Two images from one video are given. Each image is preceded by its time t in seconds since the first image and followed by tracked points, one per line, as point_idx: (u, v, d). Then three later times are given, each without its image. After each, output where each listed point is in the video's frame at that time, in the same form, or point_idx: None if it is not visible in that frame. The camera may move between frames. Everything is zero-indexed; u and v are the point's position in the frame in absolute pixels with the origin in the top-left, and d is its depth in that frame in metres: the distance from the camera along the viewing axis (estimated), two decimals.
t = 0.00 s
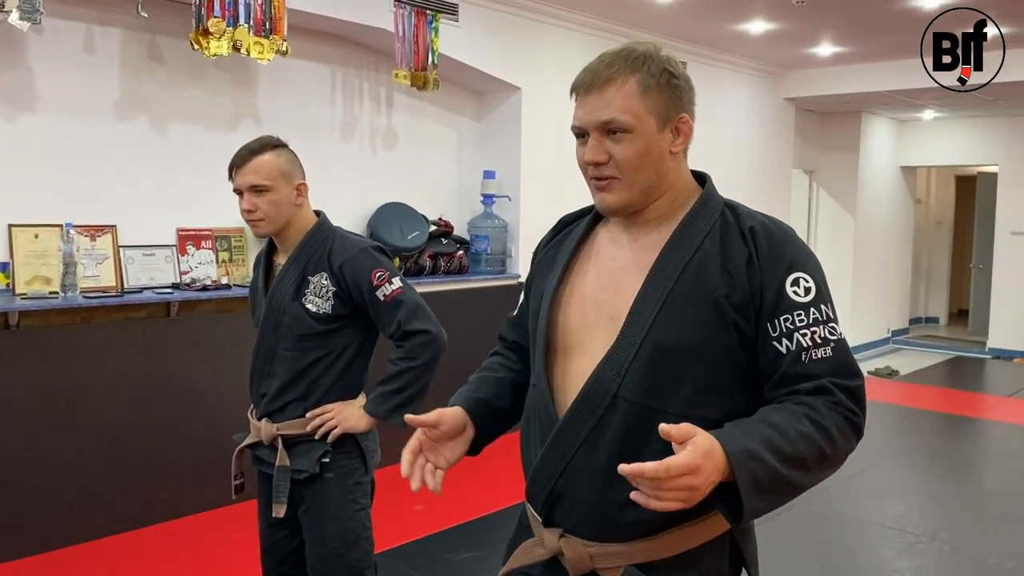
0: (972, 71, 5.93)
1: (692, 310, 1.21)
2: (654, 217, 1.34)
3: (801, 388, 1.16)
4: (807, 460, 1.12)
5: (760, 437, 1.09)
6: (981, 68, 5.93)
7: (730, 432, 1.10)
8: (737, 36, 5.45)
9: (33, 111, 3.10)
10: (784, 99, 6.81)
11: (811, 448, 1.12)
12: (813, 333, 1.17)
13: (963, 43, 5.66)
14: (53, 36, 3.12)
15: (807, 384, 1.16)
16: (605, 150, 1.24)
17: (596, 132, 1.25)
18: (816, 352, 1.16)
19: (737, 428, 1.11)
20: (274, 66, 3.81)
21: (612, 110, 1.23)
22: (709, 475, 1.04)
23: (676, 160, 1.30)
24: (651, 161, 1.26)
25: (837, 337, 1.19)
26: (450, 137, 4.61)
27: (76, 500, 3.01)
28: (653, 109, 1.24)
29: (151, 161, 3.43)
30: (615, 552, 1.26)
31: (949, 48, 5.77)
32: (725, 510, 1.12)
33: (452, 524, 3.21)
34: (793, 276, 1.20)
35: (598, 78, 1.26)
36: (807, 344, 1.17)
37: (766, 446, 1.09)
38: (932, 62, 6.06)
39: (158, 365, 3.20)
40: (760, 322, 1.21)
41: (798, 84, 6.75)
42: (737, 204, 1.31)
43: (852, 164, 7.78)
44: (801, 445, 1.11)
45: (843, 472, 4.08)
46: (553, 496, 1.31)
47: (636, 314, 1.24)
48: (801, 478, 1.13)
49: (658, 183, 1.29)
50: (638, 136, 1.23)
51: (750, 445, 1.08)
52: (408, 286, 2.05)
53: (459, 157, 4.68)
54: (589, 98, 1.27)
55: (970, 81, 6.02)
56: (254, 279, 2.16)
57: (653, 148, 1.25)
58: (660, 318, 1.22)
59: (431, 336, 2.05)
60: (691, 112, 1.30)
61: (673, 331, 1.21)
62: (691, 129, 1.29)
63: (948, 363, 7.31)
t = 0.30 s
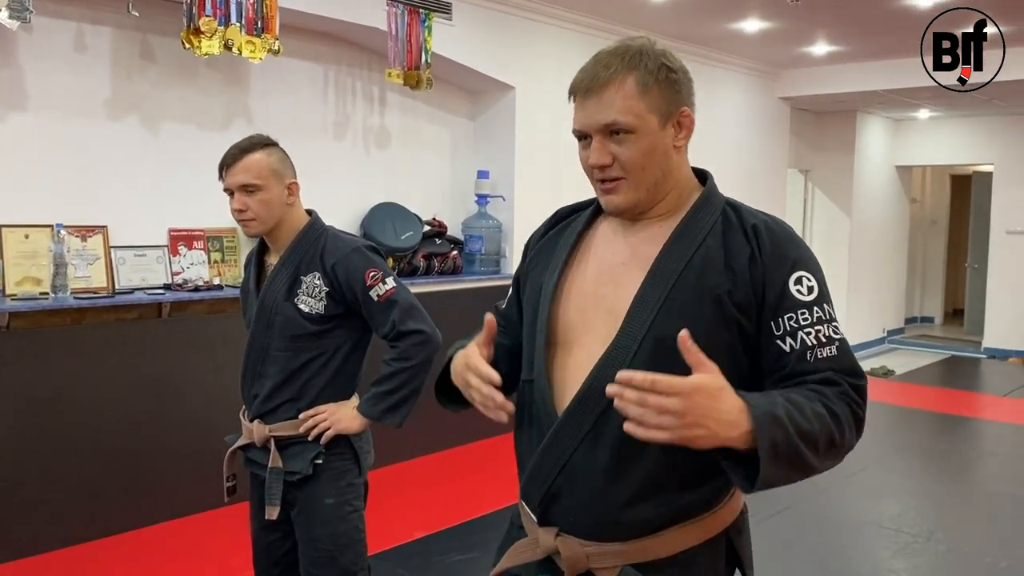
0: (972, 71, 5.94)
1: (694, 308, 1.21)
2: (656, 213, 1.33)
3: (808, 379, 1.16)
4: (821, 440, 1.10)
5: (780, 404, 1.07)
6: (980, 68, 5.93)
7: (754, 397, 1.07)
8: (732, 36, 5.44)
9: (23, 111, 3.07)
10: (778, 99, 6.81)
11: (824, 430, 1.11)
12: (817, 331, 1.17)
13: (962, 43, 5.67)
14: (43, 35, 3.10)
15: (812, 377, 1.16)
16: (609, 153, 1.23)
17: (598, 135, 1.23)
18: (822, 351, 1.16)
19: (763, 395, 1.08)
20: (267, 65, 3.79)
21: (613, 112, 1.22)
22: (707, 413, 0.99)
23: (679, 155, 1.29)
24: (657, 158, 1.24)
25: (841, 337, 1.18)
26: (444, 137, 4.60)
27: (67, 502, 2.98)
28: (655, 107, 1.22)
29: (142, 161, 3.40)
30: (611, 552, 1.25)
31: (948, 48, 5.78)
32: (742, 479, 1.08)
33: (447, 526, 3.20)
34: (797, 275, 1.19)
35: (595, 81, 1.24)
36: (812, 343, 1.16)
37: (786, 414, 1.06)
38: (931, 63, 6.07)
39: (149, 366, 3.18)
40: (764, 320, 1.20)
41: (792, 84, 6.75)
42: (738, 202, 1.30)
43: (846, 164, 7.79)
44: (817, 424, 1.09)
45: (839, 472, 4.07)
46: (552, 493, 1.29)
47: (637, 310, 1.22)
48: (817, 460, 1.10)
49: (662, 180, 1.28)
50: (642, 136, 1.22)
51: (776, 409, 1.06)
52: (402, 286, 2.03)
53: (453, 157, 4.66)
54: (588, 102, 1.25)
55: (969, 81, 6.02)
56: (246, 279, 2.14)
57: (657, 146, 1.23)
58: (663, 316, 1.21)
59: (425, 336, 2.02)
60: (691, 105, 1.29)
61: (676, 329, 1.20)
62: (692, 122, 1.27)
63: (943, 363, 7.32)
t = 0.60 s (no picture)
0: (972, 71, 5.95)
1: (678, 308, 1.21)
2: (648, 212, 1.33)
3: (801, 379, 1.15)
4: (823, 439, 1.10)
5: (784, 400, 1.08)
6: (980, 69, 5.95)
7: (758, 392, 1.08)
8: (728, 35, 5.45)
9: (18, 111, 3.06)
10: (774, 99, 6.82)
11: (826, 428, 1.10)
12: (809, 333, 1.17)
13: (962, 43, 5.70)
14: (38, 35, 3.09)
15: (806, 377, 1.15)
16: (608, 140, 1.23)
17: (600, 122, 1.24)
18: (815, 352, 1.16)
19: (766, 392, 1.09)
20: (262, 65, 3.79)
21: (617, 98, 1.22)
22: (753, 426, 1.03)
23: (675, 155, 1.29)
24: (653, 154, 1.25)
25: (834, 339, 1.18)
26: (440, 136, 4.60)
27: (63, 503, 2.98)
28: (657, 103, 1.23)
29: (137, 161, 3.39)
30: (597, 554, 1.25)
31: (947, 48, 5.81)
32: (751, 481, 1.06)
33: (444, 526, 3.20)
34: (785, 276, 1.20)
35: (604, 68, 1.25)
36: (804, 344, 1.16)
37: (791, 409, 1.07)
38: (931, 63, 6.08)
39: (145, 367, 3.17)
40: (752, 321, 1.20)
41: (789, 84, 6.76)
42: (730, 204, 1.30)
43: (843, 163, 7.80)
44: (819, 421, 1.09)
45: (835, 472, 4.08)
46: (537, 495, 1.30)
47: (620, 309, 1.24)
48: (819, 459, 1.10)
49: (657, 176, 1.28)
50: (642, 126, 1.22)
51: (784, 402, 1.06)
52: (399, 287, 2.01)
53: (449, 157, 4.66)
54: (592, 90, 1.26)
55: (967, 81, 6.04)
56: (242, 279, 2.14)
57: (655, 140, 1.24)
58: (645, 316, 1.22)
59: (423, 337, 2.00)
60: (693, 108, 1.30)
61: (658, 328, 1.21)
62: (692, 124, 1.28)
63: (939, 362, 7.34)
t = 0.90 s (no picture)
0: (972, 71, 5.96)
1: (658, 302, 1.22)
2: (642, 210, 1.33)
3: (788, 376, 1.13)
4: (802, 442, 1.08)
5: (756, 399, 1.05)
6: (980, 69, 5.95)
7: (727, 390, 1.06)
8: (729, 34, 5.45)
9: (20, 111, 3.07)
10: (775, 98, 6.82)
11: (805, 427, 1.08)
12: (796, 328, 1.14)
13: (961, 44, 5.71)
14: (40, 34, 3.10)
15: (796, 373, 1.13)
16: (591, 149, 1.24)
17: (581, 131, 1.25)
18: (801, 348, 1.13)
19: (734, 391, 1.07)
20: (263, 65, 3.79)
21: (595, 109, 1.23)
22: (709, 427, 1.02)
23: (664, 154, 1.29)
24: (637, 158, 1.25)
25: (823, 333, 1.15)
26: (441, 136, 4.60)
27: (63, 502, 2.98)
28: (636, 106, 1.23)
29: (138, 161, 3.40)
30: (580, 548, 1.27)
31: (946, 48, 5.82)
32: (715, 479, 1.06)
33: (445, 525, 3.19)
34: (773, 270, 1.17)
35: (580, 79, 1.26)
36: (789, 340, 1.14)
37: (762, 409, 1.05)
38: (930, 64, 6.10)
39: (146, 366, 3.18)
40: (739, 316, 1.19)
41: (790, 83, 6.77)
42: (724, 199, 1.29)
43: (844, 162, 7.80)
44: (797, 422, 1.08)
45: (836, 471, 4.08)
46: (523, 487, 1.33)
47: (604, 304, 1.25)
48: (798, 458, 1.09)
49: (645, 177, 1.28)
50: (622, 134, 1.23)
51: (750, 401, 1.04)
52: (401, 286, 2.01)
53: (450, 157, 4.66)
54: (573, 100, 1.27)
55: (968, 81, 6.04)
56: (245, 278, 2.14)
57: (638, 144, 1.24)
58: (626, 311, 1.23)
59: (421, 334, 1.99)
60: (680, 107, 1.29)
61: (638, 323, 1.22)
62: (678, 123, 1.27)
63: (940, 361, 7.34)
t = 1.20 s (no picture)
0: (972, 71, 5.96)
1: (651, 295, 1.22)
2: (641, 205, 1.32)
3: (794, 364, 1.13)
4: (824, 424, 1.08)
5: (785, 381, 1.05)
6: (980, 68, 5.96)
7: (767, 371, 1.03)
8: (732, 33, 5.44)
9: (23, 109, 3.07)
10: (778, 97, 6.81)
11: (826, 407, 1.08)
12: (798, 317, 1.14)
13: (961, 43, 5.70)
14: (43, 33, 3.10)
15: (800, 361, 1.13)
16: (588, 147, 1.25)
17: (579, 130, 1.25)
18: (804, 337, 1.13)
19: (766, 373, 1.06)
20: (266, 63, 3.79)
21: (591, 108, 1.24)
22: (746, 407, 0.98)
23: (664, 151, 1.29)
24: (635, 155, 1.25)
25: (825, 322, 1.15)
26: (444, 135, 4.60)
27: (67, 500, 2.99)
28: (632, 103, 1.23)
29: (141, 159, 3.40)
30: (573, 542, 1.27)
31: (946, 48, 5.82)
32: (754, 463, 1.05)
33: (447, 524, 3.20)
34: (772, 260, 1.17)
35: (577, 77, 1.26)
36: (792, 329, 1.14)
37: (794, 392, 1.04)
38: (930, 64, 6.10)
39: (148, 364, 3.18)
40: (737, 307, 1.19)
41: (792, 82, 6.76)
42: (723, 192, 1.28)
43: (846, 161, 7.80)
44: (820, 403, 1.07)
45: (838, 470, 4.08)
46: (518, 480, 1.34)
47: (600, 297, 1.26)
48: (825, 443, 1.08)
49: (644, 174, 1.28)
50: (618, 131, 1.23)
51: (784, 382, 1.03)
52: (406, 284, 2.01)
53: (453, 155, 4.66)
54: (570, 99, 1.27)
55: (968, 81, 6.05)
56: (250, 276, 2.15)
57: (635, 142, 1.24)
58: (620, 304, 1.24)
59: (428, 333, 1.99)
60: (679, 106, 1.29)
61: (631, 316, 1.22)
62: (677, 120, 1.27)
63: (943, 360, 7.33)
